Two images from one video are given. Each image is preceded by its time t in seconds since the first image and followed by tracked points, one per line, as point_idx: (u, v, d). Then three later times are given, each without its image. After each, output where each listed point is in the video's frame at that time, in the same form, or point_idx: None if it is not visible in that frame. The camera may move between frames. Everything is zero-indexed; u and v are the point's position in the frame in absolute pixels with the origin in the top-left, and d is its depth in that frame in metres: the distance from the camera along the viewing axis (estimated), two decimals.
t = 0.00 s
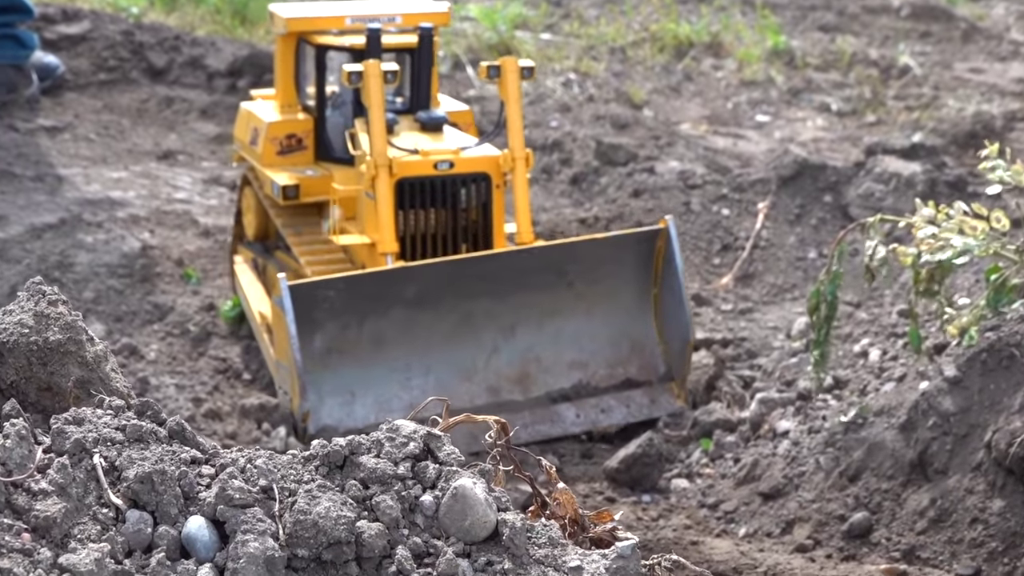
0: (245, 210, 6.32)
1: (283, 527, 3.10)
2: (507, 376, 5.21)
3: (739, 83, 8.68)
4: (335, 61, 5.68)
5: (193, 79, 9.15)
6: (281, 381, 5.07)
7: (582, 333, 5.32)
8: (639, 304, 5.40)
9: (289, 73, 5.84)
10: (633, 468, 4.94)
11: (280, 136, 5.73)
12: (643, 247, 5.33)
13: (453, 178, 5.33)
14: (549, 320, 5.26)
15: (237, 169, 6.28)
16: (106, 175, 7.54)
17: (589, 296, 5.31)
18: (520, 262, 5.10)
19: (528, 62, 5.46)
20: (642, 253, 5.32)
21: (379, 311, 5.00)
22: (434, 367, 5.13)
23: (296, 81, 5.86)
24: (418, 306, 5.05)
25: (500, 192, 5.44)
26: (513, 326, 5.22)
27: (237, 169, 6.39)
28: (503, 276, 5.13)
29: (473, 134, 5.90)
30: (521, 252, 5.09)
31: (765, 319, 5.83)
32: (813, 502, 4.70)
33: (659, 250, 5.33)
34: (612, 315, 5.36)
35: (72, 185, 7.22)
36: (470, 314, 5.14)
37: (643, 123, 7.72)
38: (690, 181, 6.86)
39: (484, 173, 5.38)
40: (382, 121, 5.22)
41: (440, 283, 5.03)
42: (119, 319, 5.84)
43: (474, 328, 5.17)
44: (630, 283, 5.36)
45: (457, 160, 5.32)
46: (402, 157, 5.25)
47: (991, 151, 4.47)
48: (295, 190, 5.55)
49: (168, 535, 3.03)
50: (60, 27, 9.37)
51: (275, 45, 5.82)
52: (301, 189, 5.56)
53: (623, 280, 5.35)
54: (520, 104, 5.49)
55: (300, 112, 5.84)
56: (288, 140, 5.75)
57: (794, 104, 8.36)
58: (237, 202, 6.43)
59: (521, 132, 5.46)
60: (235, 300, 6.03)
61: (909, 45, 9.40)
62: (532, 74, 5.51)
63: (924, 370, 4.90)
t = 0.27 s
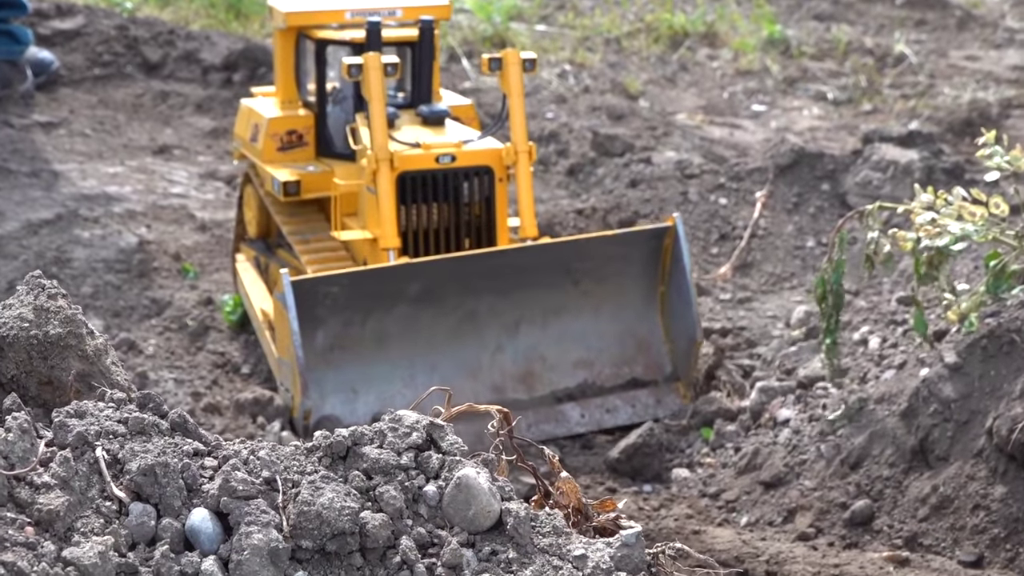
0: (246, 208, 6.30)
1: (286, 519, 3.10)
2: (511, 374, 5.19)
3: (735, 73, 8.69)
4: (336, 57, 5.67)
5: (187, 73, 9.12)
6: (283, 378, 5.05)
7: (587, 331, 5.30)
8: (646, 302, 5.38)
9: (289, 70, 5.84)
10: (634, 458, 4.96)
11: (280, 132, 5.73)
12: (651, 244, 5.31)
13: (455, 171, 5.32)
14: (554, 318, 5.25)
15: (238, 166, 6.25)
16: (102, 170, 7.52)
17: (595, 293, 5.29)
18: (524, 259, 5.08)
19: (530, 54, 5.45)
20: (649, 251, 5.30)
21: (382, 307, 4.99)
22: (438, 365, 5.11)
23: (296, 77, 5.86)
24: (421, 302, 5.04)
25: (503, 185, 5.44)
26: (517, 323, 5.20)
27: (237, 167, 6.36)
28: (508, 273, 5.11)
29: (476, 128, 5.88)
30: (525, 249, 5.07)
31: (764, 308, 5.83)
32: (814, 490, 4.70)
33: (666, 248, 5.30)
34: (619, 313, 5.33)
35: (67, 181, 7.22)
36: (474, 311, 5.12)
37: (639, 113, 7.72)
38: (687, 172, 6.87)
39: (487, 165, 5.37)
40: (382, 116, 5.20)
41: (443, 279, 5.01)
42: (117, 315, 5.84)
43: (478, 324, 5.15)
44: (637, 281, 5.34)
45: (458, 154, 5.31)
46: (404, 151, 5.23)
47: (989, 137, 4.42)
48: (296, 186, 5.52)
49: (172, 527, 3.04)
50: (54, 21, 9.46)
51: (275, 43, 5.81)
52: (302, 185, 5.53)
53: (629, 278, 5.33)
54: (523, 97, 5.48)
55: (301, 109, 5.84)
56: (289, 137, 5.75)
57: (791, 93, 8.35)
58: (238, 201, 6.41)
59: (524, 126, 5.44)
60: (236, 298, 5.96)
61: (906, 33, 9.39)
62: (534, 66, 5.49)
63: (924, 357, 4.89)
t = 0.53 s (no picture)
0: (245, 214, 6.27)
1: (285, 515, 3.10)
2: (512, 376, 5.18)
3: (726, 69, 8.69)
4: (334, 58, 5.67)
5: (177, 75, 9.16)
6: (281, 379, 5.04)
7: (589, 333, 5.29)
8: (648, 303, 5.37)
9: (287, 71, 5.83)
10: (629, 453, 5.02)
11: (279, 133, 5.71)
12: (654, 246, 5.29)
13: (455, 171, 5.33)
14: (555, 319, 5.24)
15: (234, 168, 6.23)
16: (94, 172, 7.51)
17: (597, 295, 5.28)
18: (526, 261, 5.06)
19: (529, 53, 5.46)
20: (652, 253, 5.28)
21: (381, 308, 4.97)
22: (438, 367, 5.10)
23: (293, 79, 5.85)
24: (422, 303, 5.02)
25: (503, 185, 5.44)
26: (518, 325, 5.20)
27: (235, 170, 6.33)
28: (509, 275, 5.10)
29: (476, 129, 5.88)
30: (527, 250, 5.06)
31: (758, 302, 5.85)
32: (810, 483, 4.71)
33: (670, 249, 5.28)
34: (621, 315, 5.32)
35: (59, 184, 7.21)
36: (475, 312, 5.11)
37: (630, 110, 7.71)
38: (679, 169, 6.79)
39: (487, 165, 5.38)
40: (382, 115, 5.21)
41: (444, 281, 4.99)
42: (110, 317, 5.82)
43: (479, 326, 5.14)
44: (639, 284, 5.33)
45: (458, 153, 5.32)
46: (403, 151, 5.24)
47: (980, 129, 4.40)
48: (295, 188, 5.49)
49: (171, 524, 3.03)
50: (42, 24, 9.40)
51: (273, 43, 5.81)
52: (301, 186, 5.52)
53: (632, 280, 5.31)
54: (523, 95, 5.50)
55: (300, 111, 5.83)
56: (287, 138, 5.74)
57: (781, 88, 8.38)
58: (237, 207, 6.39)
59: (524, 126, 5.45)
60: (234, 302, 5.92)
61: (896, 27, 9.44)
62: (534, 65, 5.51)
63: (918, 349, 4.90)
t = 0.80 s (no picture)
0: (252, 225, 6.30)
1: (301, 519, 3.11)
2: (527, 386, 5.15)
3: (720, 70, 8.76)
4: (343, 67, 5.70)
5: (174, 85, 9.21)
6: (293, 391, 4.99)
7: (604, 342, 5.27)
8: (663, 312, 5.35)
9: (296, 80, 5.87)
10: (635, 455, 5.04)
11: (288, 143, 5.78)
12: (669, 252, 5.30)
13: (467, 179, 5.35)
14: (570, 328, 5.22)
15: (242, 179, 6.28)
16: (93, 183, 7.55)
17: (611, 304, 5.27)
18: (540, 268, 5.06)
19: (542, 59, 5.46)
20: (666, 261, 5.29)
21: (395, 317, 4.95)
22: (452, 376, 5.07)
23: (302, 88, 5.89)
24: (436, 312, 5.01)
25: (516, 193, 5.46)
26: (533, 334, 5.18)
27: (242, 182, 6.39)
28: (524, 282, 5.09)
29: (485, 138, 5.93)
30: (541, 257, 5.05)
31: (760, 303, 5.87)
32: (817, 482, 4.72)
33: (685, 256, 5.29)
34: (635, 324, 5.31)
35: (59, 196, 7.23)
36: (489, 321, 5.10)
37: (627, 113, 7.74)
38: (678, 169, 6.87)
39: (499, 173, 5.41)
40: (394, 122, 5.22)
41: (457, 289, 4.98)
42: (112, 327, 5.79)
43: (493, 334, 5.13)
44: (653, 291, 5.33)
45: (471, 160, 5.34)
46: (416, 158, 5.27)
47: (981, 126, 4.44)
48: (304, 198, 5.60)
49: (187, 530, 3.02)
50: (39, 36, 9.51)
51: (282, 53, 5.86)
52: (311, 196, 5.61)
53: (646, 288, 5.31)
54: (536, 105, 5.46)
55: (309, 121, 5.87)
56: (297, 148, 5.81)
57: (777, 89, 8.43)
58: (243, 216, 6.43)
59: (537, 133, 5.47)
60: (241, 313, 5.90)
61: (890, 26, 9.52)
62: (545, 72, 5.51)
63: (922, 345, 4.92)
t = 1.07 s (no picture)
0: (256, 240, 6.35)
1: (305, 531, 3.13)
2: (535, 400, 5.16)
3: (711, 80, 8.80)
4: (348, 85, 5.81)
5: (169, 101, 9.25)
6: (300, 410, 4.97)
7: (612, 355, 5.29)
8: (671, 324, 5.38)
9: (300, 98, 5.98)
10: (632, 463, 5.15)
11: (292, 160, 5.87)
12: (675, 264, 5.34)
13: (473, 193, 5.42)
14: (578, 341, 5.23)
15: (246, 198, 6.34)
16: (89, 201, 7.56)
17: (619, 317, 5.29)
18: (547, 280, 5.08)
19: (547, 73, 5.57)
20: (672, 272, 5.32)
21: (403, 332, 4.97)
22: (461, 391, 5.08)
23: (307, 107, 5.99)
24: (443, 326, 5.02)
25: (522, 207, 5.54)
26: (540, 347, 5.19)
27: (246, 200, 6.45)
28: (531, 295, 5.11)
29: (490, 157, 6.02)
30: (548, 269, 5.08)
31: (754, 310, 5.92)
32: (814, 488, 4.76)
33: (691, 267, 5.33)
34: (643, 336, 5.33)
35: (55, 213, 7.24)
36: (496, 335, 5.12)
37: (618, 124, 7.79)
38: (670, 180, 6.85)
39: (506, 186, 5.47)
40: (401, 132, 5.30)
41: (465, 302, 5.00)
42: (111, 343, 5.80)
43: (501, 349, 5.14)
44: (660, 304, 5.36)
45: (477, 174, 5.42)
46: (422, 172, 5.36)
47: (972, 130, 4.51)
48: (309, 213, 5.69)
49: (192, 543, 3.06)
50: (33, 55, 9.51)
51: (287, 72, 5.96)
52: (316, 212, 5.70)
53: (653, 300, 5.34)
54: (541, 115, 5.56)
55: (313, 138, 5.98)
56: (301, 165, 5.90)
57: (766, 98, 8.50)
58: (246, 232, 6.50)
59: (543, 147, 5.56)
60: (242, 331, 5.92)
61: (878, 35, 9.62)
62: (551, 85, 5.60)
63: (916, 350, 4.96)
